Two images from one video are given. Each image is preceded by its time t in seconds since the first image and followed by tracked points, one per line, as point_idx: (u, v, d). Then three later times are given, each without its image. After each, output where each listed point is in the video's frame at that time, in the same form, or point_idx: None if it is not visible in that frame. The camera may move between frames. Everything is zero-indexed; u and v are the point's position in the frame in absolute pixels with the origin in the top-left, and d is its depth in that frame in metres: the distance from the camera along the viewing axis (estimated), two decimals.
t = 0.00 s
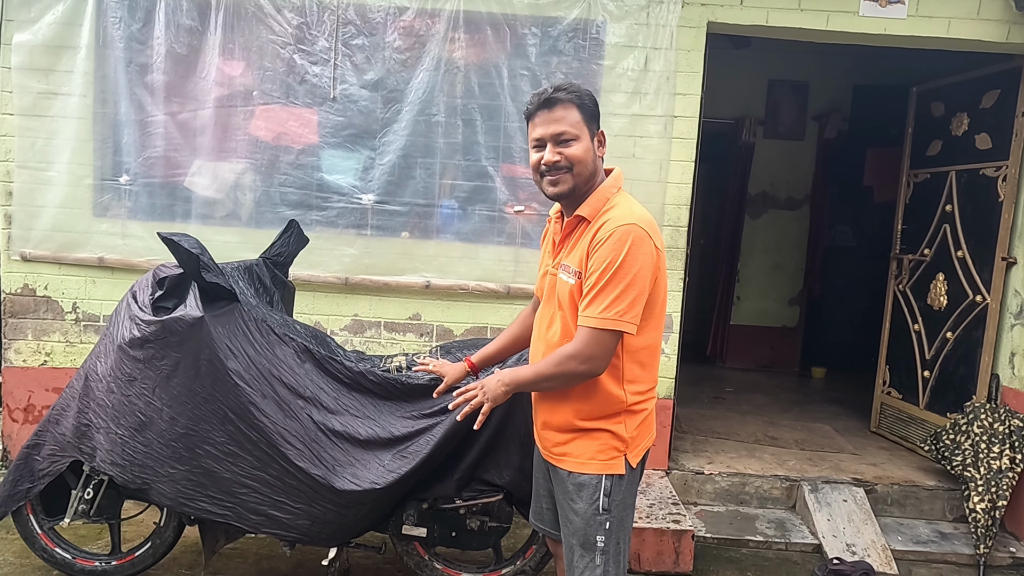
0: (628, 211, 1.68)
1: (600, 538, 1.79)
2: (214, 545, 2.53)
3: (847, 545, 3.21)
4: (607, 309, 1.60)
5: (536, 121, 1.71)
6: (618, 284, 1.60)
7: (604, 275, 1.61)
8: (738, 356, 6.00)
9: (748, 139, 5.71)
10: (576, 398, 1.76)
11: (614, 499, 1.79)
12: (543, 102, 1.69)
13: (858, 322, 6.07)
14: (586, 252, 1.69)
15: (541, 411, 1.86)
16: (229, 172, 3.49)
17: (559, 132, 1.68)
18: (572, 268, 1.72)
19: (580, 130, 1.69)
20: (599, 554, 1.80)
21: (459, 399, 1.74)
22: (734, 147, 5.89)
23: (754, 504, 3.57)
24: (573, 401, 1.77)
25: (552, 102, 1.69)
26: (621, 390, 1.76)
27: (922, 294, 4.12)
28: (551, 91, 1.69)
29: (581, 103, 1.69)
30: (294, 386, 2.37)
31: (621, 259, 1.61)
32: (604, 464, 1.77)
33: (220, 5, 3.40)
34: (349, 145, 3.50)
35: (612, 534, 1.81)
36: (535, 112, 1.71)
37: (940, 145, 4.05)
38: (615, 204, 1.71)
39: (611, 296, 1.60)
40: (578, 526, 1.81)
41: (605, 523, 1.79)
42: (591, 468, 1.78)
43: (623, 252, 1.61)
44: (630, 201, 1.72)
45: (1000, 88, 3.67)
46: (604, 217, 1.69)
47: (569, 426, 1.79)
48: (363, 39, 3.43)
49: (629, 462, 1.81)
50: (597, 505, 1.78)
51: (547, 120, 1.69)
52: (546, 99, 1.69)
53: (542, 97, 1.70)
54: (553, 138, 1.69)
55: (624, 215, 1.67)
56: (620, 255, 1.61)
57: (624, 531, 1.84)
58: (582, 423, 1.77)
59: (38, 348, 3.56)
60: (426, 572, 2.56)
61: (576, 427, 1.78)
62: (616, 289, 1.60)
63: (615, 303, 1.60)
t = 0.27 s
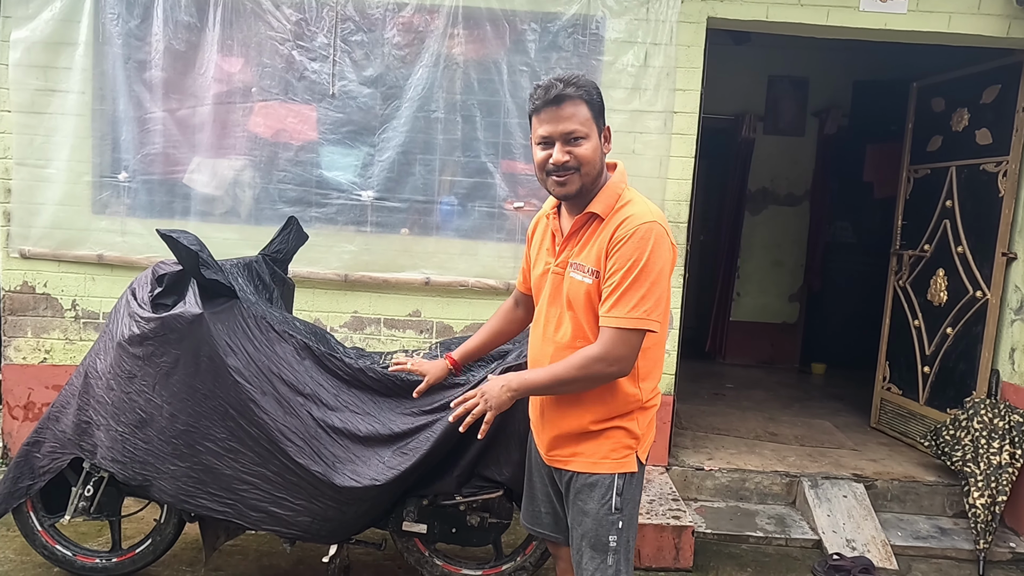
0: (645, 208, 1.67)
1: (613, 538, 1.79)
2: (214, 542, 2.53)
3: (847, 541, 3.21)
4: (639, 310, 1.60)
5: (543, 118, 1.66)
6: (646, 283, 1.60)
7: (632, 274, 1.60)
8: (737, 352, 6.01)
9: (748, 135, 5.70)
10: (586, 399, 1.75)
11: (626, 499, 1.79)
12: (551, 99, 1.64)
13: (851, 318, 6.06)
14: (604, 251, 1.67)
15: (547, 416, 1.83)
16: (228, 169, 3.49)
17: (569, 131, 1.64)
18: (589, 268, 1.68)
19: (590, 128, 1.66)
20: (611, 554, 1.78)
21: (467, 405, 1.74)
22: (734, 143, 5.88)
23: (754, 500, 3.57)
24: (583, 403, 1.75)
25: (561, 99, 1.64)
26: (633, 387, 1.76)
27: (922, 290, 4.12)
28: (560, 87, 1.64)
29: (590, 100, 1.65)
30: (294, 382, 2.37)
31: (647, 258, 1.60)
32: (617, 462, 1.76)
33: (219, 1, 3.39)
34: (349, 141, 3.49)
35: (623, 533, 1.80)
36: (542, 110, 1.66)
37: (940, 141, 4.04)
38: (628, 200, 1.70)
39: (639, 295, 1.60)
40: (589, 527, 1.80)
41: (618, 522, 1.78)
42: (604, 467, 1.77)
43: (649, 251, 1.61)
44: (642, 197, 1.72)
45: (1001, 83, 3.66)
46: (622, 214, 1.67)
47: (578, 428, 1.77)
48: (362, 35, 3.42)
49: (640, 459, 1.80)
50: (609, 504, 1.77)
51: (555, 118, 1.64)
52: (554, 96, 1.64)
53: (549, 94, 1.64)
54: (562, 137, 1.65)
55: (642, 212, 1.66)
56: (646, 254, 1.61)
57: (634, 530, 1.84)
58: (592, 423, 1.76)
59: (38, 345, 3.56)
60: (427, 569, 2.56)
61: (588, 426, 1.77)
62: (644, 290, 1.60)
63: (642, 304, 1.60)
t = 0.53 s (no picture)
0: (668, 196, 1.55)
1: (619, 544, 1.65)
2: (216, 538, 2.53)
3: (847, 537, 3.23)
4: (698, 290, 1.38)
5: (536, 114, 1.52)
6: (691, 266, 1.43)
7: (675, 259, 1.43)
8: (737, 348, 6.02)
9: (748, 132, 5.69)
10: (595, 395, 1.62)
11: (634, 501, 1.66)
12: (543, 94, 1.50)
13: (852, 316, 6.06)
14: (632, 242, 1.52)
15: (548, 417, 1.69)
16: (228, 166, 3.48)
17: (562, 128, 1.49)
18: (615, 261, 1.53)
19: (586, 123, 1.50)
20: (617, 560, 1.65)
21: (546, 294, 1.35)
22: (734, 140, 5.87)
23: (754, 496, 3.57)
24: (591, 400, 1.62)
25: (554, 94, 1.49)
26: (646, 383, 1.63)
27: (922, 286, 4.12)
28: (552, 81, 1.50)
29: (586, 93, 1.50)
30: (294, 379, 2.37)
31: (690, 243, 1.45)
32: (625, 464, 1.64)
33: None
34: (348, 138, 3.49)
35: (631, 537, 1.67)
36: (535, 105, 1.52)
37: (941, 137, 4.04)
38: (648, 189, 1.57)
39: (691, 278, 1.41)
40: (594, 532, 1.66)
41: (624, 526, 1.65)
42: (611, 470, 1.64)
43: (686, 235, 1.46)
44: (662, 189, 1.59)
45: (1002, 79, 3.65)
46: (645, 203, 1.54)
47: (584, 428, 1.63)
48: (362, 31, 3.42)
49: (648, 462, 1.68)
50: (616, 507, 1.64)
51: (548, 115, 1.50)
52: (546, 91, 1.50)
53: (541, 89, 1.51)
54: (555, 135, 1.50)
55: (669, 200, 1.53)
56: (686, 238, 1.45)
57: (642, 536, 1.70)
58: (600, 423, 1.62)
59: (38, 342, 3.55)
60: (427, 565, 2.57)
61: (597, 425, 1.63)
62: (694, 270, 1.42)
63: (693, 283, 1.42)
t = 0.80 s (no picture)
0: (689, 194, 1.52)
1: (636, 553, 1.57)
2: (218, 536, 2.53)
3: (848, 535, 3.23)
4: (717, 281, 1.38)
5: (533, 126, 1.47)
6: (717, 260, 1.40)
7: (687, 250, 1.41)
8: (738, 347, 6.02)
9: (749, 130, 5.68)
10: (614, 403, 1.53)
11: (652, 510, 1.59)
12: (537, 105, 1.45)
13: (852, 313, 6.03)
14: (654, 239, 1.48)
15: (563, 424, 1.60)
16: (229, 164, 3.48)
17: (560, 139, 1.44)
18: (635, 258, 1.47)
19: (584, 131, 1.44)
20: (634, 569, 1.57)
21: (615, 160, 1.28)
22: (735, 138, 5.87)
23: (756, 494, 3.57)
24: (610, 408, 1.53)
25: (548, 105, 1.43)
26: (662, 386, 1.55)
27: (924, 285, 4.12)
28: (545, 90, 1.43)
29: (581, 97, 1.44)
30: (296, 377, 2.38)
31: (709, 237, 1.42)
32: (643, 473, 1.56)
33: None
34: (350, 136, 3.49)
35: (648, 546, 1.59)
36: (531, 115, 1.47)
37: (943, 135, 4.03)
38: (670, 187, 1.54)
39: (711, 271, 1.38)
40: (609, 543, 1.58)
41: (642, 536, 1.57)
42: (629, 480, 1.56)
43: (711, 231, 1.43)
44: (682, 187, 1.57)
45: (1004, 77, 3.65)
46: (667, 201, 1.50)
47: (601, 436, 1.55)
48: (363, 29, 3.41)
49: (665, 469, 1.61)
50: (634, 516, 1.57)
51: (546, 126, 1.45)
52: (539, 103, 1.44)
53: (535, 99, 1.45)
54: (554, 146, 1.45)
55: (691, 198, 1.50)
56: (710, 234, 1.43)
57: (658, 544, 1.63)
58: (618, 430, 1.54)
59: (40, 340, 3.56)
60: (428, 563, 2.57)
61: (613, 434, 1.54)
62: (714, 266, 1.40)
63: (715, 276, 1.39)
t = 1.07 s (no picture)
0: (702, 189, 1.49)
1: (643, 566, 1.55)
2: (218, 535, 2.53)
3: (848, 537, 3.23)
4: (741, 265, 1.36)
5: (546, 131, 1.44)
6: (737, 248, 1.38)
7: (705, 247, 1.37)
8: (739, 349, 6.03)
9: (751, 132, 5.69)
10: (631, 413, 1.50)
11: (658, 523, 1.56)
12: (550, 111, 1.41)
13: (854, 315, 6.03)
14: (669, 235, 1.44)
15: (575, 429, 1.57)
16: (231, 163, 3.49)
17: (575, 145, 1.40)
18: (651, 256, 1.44)
19: (599, 137, 1.41)
20: None
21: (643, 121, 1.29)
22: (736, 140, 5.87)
23: (756, 496, 3.57)
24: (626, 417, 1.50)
25: (561, 109, 1.40)
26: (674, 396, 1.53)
27: (925, 287, 4.12)
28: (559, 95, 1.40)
29: (598, 103, 1.41)
30: (297, 376, 2.38)
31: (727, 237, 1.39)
32: (651, 485, 1.55)
33: None
34: (352, 137, 3.49)
35: (654, 561, 1.56)
36: (547, 123, 1.43)
37: (944, 138, 4.03)
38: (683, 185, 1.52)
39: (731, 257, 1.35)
40: (615, 555, 1.56)
41: (649, 549, 1.55)
42: (637, 492, 1.54)
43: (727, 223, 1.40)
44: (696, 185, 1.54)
45: (1005, 80, 3.65)
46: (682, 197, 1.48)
47: (612, 447, 1.52)
48: (366, 30, 3.42)
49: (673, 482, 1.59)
50: (641, 529, 1.55)
51: (560, 132, 1.41)
52: (552, 108, 1.41)
53: (547, 104, 1.41)
54: (568, 152, 1.42)
55: (706, 194, 1.47)
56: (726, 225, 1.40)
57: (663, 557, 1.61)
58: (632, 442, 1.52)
59: (41, 339, 3.56)
60: (428, 564, 2.57)
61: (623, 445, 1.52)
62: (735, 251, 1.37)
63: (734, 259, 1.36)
